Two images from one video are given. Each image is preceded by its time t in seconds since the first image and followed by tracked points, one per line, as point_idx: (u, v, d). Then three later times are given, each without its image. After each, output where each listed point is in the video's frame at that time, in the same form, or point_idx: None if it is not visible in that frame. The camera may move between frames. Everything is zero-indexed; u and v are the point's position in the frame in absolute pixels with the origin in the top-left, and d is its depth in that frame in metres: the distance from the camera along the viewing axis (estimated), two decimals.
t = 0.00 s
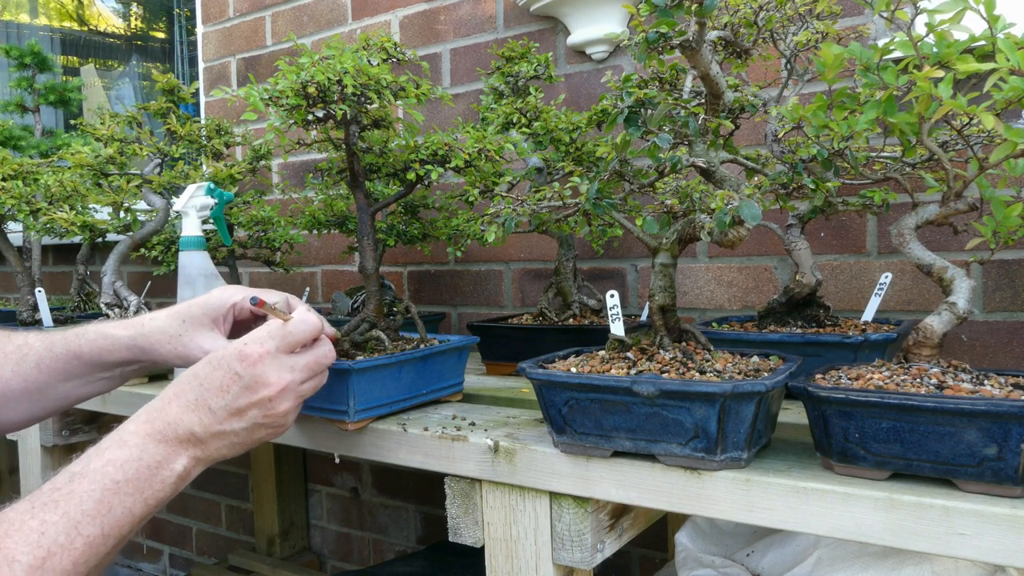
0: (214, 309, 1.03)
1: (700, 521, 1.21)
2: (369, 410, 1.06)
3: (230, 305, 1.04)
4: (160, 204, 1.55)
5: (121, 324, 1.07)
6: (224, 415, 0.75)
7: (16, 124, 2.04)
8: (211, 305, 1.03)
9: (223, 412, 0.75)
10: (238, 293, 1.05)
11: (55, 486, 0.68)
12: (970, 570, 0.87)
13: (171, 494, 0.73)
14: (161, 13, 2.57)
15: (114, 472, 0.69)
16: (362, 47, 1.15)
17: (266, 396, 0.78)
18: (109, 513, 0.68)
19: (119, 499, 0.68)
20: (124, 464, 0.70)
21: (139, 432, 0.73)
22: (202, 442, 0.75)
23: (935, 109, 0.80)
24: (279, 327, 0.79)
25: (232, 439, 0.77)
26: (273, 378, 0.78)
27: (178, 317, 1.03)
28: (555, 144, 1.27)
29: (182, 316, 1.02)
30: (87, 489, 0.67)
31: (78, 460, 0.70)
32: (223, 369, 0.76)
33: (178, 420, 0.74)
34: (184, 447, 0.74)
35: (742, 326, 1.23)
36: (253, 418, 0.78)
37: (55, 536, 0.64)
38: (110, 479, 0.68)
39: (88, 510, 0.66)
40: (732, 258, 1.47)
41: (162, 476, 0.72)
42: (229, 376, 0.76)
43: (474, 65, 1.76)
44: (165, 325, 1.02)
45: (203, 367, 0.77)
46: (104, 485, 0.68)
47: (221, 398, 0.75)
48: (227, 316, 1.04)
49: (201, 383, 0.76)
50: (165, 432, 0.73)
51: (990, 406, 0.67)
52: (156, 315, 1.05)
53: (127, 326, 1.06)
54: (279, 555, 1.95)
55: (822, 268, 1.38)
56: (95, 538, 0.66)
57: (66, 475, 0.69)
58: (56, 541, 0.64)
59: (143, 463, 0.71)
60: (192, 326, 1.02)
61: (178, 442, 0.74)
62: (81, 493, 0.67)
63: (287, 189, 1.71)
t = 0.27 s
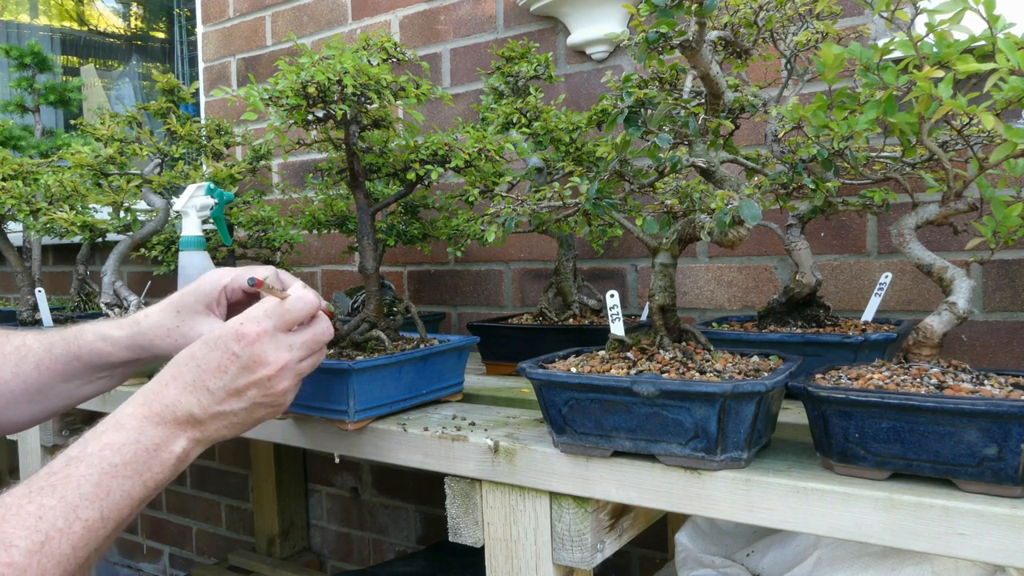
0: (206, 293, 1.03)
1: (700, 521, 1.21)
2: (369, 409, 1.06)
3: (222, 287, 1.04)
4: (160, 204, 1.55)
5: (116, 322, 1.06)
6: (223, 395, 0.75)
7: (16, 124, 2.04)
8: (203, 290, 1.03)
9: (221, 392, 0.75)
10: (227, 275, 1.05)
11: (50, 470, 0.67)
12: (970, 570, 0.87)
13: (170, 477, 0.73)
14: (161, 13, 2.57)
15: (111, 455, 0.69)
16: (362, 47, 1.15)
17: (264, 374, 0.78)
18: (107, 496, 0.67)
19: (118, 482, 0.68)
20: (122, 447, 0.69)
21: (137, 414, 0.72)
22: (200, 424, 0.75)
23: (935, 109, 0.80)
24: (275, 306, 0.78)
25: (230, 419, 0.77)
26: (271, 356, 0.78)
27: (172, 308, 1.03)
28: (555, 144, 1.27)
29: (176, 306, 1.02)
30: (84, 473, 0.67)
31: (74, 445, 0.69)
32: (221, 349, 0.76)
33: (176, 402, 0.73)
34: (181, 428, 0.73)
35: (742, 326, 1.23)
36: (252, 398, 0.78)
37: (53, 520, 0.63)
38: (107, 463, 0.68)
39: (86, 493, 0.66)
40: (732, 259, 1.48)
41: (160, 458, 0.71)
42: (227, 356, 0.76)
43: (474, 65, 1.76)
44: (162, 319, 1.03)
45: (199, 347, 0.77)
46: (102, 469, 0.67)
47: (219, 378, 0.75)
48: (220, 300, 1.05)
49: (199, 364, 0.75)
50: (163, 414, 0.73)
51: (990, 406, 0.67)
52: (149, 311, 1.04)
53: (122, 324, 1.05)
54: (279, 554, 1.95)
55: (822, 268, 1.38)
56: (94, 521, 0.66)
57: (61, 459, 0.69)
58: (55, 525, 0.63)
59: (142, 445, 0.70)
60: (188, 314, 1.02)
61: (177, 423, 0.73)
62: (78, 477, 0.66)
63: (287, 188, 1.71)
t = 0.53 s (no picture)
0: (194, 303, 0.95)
1: (700, 521, 1.21)
2: (369, 410, 1.06)
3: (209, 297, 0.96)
4: (160, 204, 1.55)
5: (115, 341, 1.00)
6: (177, 410, 0.61)
7: (16, 125, 2.04)
8: (190, 300, 0.95)
9: (175, 407, 0.61)
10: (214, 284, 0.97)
11: None
12: (970, 570, 0.87)
13: (126, 505, 0.61)
14: (161, 13, 2.57)
15: (47, 482, 0.57)
16: (362, 47, 1.15)
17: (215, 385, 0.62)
18: (41, 528, 0.56)
19: (54, 513, 0.56)
20: (59, 473, 0.57)
21: (83, 434, 0.60)
22: (159, 444, 0.61)
23: (935, 109, 0.80)
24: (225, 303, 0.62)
25: (192, 438, 0.63)
26: (222, 362, 0.62)
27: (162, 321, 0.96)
28: (555, 144, 1.27)
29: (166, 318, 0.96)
30: (14, 502, 0.56)
31: (14, 468, 0.59)
32: (168, 356, 0.61)
33: (125, 420, 0.61)
34: (136, 449, 0.61)
35: (742, 326, 1.23)
36: (210, 412, 0.63)
37: None
38: (42, 490, 0.56)
39: (13, 527, 0.55)
40: (732, 259, 1.47)
41: (110, 486, 0.59)
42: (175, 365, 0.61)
43: (474, 65, 1.76)
44: (153, 332, 0.97)
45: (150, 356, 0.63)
46: (36, 498, 0.56)
47: (171, 390, 0.61)
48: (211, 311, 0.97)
49: (148, 376, 0.62)
50: (113, 434, 0.60)
51: (990, 406, 0.67)
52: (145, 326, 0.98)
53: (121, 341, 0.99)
54: (279, 555, 1.95)
55: (822, 268, 1.38)
56: (21, 558, 0.55)
57: None
58: None
59: (85, 471, 0.58)
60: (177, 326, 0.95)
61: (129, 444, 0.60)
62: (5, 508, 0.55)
63: (287, 188, 1.71)
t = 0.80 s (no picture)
0: (219, 379, 0.90)
1: (700, 521, 1.21)
2: (369, 410, 1.06)
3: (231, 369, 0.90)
4: (160, 204, 1.55)
5: (137, 402, 0.98)
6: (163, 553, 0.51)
7: (16, 124, 2.05)
8: (213, 372, 0.90)
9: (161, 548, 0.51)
10: (239, 354, 0.90)
11: None
12: (970, 570, 0.87)
13: None
14: (161, 13, 2.58)
15: None
16: (362, 47, 1.15)
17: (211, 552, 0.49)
18: None
19: None
20: None
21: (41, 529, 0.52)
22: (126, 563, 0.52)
23: (935, 109, 0.80)
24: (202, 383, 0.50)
25: None
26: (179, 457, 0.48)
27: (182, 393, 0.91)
28: (555, 144, 1.27)
29: (190, 391, 0.91)
30: None
31: None
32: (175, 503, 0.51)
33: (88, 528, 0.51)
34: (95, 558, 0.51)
35: (742, 326, 1.23)
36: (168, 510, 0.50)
37: None
38: None
39: None
40: (732, 258, 1.47)
41: None
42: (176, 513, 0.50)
43: (474, 65, 1.76)
44: (176, 406, 0.92)
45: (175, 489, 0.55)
46: None
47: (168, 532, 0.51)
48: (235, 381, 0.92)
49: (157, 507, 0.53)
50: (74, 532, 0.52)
51: (990, 406, 0.67)
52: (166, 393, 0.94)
53: (142, 407, 0.97)
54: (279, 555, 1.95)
55: (822, 268, 1.38)
56: None
57: None
58: None
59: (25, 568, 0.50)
60: (202, 400, 0.91)
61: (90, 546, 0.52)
62: None
63: (287, 188, 1.71)
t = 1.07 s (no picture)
0: (146, 358, 1.05)
1: (700, 521, 1.21)
2: (369, 410, 1.06)
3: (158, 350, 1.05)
4: (160, 204, 1.55)
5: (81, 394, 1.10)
6: (210, 418, 0.66)
7: (16, 124, 2.04)
8: (143, 353, 1.05)
9: (208, 416, 0.65)
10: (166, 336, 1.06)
11: (12, 496, 0.58)
12: (970, 570, 0.87)
13: (149, 509, 0.63)
14: (161, 13, 2.58)
15: (80, 483, 0.59)
16: (362, 47, 1.15)
17: (253, 395, 0.69)
18: (73, 528, 0.57)
19: (84, 512, 0.58)
20: (91, 475, 0.59)
21: (111, 440, 0.62)
22: (189, 451, 0.65)
23: (935, 109, 0.80)
24: (264, 323, 0.71)
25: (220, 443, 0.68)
26: (259, 374, 0.70)
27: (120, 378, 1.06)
28: (555, 144, 1.26)
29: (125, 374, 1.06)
30: (48, 500, 0.57)
31: (44, 469, 0.60)
32: (204, 369, 0.65)
33: (157, 426, 0.63)
34: (167, 457, 0.64)
35: (742, 326, 1.23)
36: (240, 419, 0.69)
37: (8, 549, 0.54)
38: (75, 492, 0.58)
39: (50, 523, 0.56)
40: (732, 259, 1.47)
41: (137, 489, 0.61)
42: (213, 375, 0.65)
43: (474, 65, 1.76)
44: (115, 389, 1.07)
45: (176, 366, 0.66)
46: (68, 497, 0.58)
47: (206, 401, 0.65)
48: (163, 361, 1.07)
49: (180, 386, 0.65)
50: (142, 441, 0.62)
51: (991, 406, 0.67)
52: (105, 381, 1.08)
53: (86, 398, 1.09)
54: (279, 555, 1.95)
55: (822, 268, 1.38)
56: (55, 554, 0.56)
57: (30, 483, 0.59)
58: (7, 555, 0.53)
59: (114, 474, 0.60)
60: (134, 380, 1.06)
61: (161, 451, 0.63)
62: (39, 504, 0.57)
63: (287, 188, 1.71)
